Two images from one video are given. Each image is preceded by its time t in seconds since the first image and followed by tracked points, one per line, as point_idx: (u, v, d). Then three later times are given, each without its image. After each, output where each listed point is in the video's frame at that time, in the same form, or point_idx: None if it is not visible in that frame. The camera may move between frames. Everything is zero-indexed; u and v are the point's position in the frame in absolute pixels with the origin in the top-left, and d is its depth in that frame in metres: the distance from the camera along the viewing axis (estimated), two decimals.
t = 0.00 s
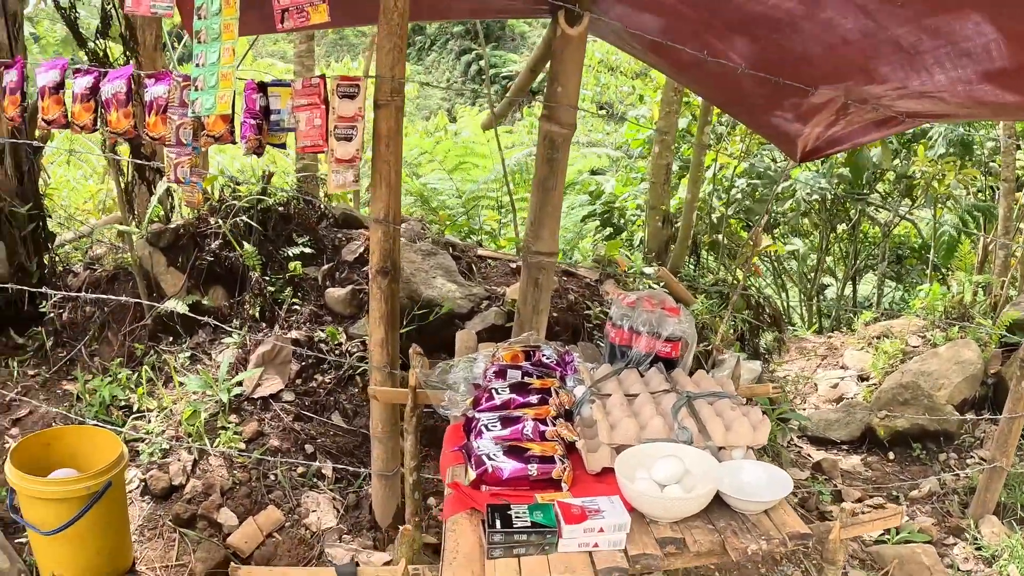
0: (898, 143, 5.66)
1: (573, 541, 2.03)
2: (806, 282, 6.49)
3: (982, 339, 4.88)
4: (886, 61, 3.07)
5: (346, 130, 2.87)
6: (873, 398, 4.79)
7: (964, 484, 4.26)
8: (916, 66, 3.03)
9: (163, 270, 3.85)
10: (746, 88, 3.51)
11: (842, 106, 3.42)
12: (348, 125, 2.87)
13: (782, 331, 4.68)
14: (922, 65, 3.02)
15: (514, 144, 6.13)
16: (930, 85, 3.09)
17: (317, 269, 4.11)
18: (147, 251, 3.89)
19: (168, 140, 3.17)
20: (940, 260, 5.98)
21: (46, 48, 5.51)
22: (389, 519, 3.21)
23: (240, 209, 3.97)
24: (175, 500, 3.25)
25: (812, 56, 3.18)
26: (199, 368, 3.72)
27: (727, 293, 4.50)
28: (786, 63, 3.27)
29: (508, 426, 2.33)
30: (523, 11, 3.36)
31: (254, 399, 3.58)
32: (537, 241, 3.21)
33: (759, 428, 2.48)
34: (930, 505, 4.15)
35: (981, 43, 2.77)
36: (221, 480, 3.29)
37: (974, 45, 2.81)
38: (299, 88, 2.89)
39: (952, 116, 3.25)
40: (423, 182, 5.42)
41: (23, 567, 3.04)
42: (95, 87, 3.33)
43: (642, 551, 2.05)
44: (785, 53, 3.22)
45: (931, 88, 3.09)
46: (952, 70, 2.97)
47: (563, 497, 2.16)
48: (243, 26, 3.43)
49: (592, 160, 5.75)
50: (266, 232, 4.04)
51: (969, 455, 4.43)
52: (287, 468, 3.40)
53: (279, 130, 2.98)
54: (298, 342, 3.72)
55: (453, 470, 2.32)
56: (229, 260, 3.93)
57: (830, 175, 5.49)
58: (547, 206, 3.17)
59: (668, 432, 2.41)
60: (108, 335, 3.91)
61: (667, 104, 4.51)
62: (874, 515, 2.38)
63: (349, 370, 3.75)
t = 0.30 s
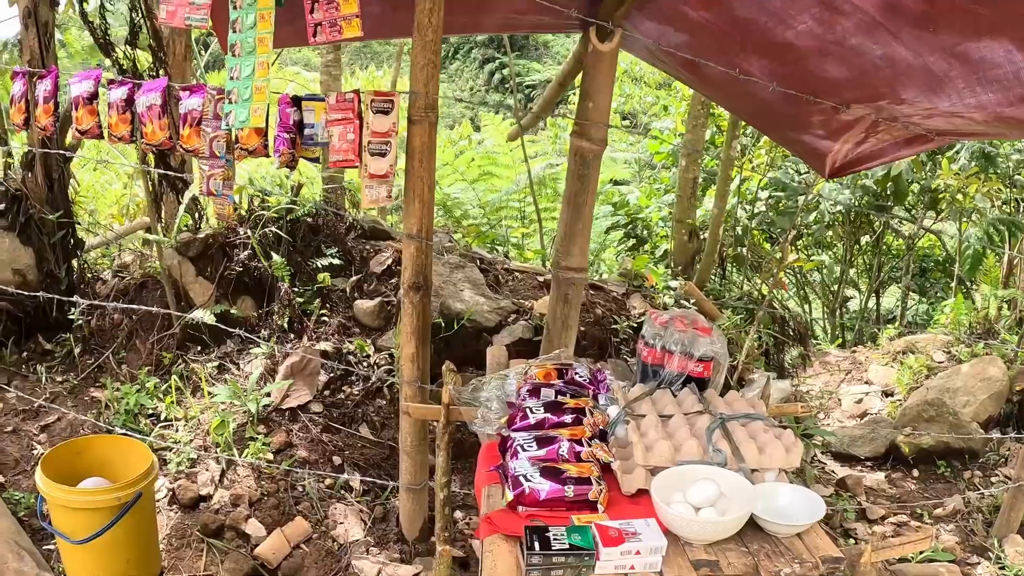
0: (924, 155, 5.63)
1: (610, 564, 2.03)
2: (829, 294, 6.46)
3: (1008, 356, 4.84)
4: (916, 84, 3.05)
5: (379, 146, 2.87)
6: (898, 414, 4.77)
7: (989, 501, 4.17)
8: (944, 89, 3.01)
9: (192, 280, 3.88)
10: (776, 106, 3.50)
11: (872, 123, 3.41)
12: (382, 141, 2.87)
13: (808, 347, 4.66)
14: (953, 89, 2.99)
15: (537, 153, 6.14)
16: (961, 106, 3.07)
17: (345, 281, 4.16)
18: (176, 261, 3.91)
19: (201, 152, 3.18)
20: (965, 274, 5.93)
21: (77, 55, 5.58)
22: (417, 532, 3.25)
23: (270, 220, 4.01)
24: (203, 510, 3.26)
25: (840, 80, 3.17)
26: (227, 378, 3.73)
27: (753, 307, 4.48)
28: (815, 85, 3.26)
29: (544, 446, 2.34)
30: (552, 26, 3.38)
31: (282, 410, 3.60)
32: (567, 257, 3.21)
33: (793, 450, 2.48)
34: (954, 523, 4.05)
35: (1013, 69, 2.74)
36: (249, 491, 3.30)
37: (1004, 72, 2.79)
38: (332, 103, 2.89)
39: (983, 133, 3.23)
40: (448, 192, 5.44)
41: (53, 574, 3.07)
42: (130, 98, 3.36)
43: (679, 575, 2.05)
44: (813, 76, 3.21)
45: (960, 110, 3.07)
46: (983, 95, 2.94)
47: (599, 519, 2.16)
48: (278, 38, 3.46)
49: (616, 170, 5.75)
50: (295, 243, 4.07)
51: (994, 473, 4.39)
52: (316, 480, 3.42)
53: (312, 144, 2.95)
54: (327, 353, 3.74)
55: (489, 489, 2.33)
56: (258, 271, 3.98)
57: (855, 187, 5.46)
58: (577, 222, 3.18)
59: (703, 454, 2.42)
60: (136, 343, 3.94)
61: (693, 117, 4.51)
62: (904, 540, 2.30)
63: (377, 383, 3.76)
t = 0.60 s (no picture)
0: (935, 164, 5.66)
1: None
2: (840, 303, 6.46)
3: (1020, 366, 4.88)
4: (932, 102, 3.07)
5: (403, 163, 2.90)
6: (910, 425, 4.80)
7: (1000, 514, 4.16)
8: (961, 106, 3.02)
9: (211, 291, 3.92)
10: (794, 122, 3.52)
11: (889, 139, 3.43)
12: (406, 158, 2.90)
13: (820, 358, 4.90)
14: (970, 107, 3.01)
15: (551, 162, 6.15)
16: (978, 123, 3.09)
17: (363, 292, 4.21)
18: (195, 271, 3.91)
19: (224, 167, 3.17)
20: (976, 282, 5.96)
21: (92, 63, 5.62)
22: (435, 543, 3.25)
23: (288, 231, 4.09)
24: (224, 521, 3.28)
25: (857, 99, 3.19)
26: (246, 389, 3.78)
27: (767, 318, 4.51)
28: (833, 104, 3.27)
29: (572, 465, 2.37)
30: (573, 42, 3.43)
31: (302, 421, 3.64)
32: (586, 272, 3.25)
33: (814, 469, 2.51)
34: (965, 534, 4.04)
35: None
36: (271, 502, 3.34)
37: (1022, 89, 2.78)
38: (356, 119, 2.89)
39: (999, 150, 3.25)
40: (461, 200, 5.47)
41: None
42: (152, 112, 3.36)
43: None
44: (831, 95, 3.23)
45: (977, 126, 3.07)
46: (1001, 112, 2.95)
47: (627, 538, 2.18)
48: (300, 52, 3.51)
49: (628, 179, 5.78)
50: (313, 254, 4.16)
51: (1007, 485, 4.40)
52: (336, 491, 3.47)
53: (336, 160, 2.98)
54: (346, 366, 3.82)
55: (517, 508, 2.37)
56: (277, 283, 4.05)
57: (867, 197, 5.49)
58: (597, 238, 3.21)
59: (726, 473, 2.45)
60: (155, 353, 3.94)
61: (708, 129, 4.54)
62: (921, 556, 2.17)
63: (396, 395, 3.83)
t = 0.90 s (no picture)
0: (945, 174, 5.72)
1: None
2: (850, 310, 6.41)
3: None
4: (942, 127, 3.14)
5: (425, 186, 2.99)
6: (920, 437, 4.89)
7: (1008, 526, 4.24)
8: (972, 131, 3.11)
9: (230, 306, 4.02)
10: (805, 141, 3.57)
11: (899, 160, 3.44)
12: (428, 181, 2.98)
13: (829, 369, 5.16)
14: (979, 132, 3.08)
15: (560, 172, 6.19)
16: (984, 148, 3.10)
17: (380, 306, 4.33)
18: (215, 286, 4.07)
19: (248, 188, 3.26)
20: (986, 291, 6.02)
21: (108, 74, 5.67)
22: (452, 557, 3.33)
23: (306, 246, 4.21)
24: (246, 534, 3.35)
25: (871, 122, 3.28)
26: (266, 403, 3.92)
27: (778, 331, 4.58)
28: (846, 126, 3.33)
29: (592, 486, 2.43)
30: (591, 63, 3.56)
31: (321, 435, 3.74)
32: (602, 290, 3.31)
33: (825, 491, 2.56)
34: (972, 547, 4.11)
35: None
36: (292, 516, 3.43)
37: None
38: (379, 143, 2.96)
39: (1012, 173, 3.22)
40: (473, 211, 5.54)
41: None
42: (176, 133, 3.43)
43: None
44: (844, 118, 3.30)
45: (987, 152, 3.09)
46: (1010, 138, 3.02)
47: (647, 559, 2.25)
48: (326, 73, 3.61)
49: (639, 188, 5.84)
50: (331, 269, 4.28)
51: (1014, 497, 4.48)
52: (356, 505, 3.55)
53: (359, 183, 3.04)
54: (364, 382, 3.88)
55: (540, 527, 2.45)
56: (295, 297, 4.17)
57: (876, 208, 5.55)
58: (613, 257, 3.28)
59: (741, 494, 2.52)
60: (175, 367, 4.05)
61: (720, 142, 4.60)
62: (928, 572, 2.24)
63: (413, 410, 3.91)
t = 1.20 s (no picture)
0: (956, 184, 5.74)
1: None
2: (861, 319, 6.44)
3: None
4: (954, 146, 3.19)
5: (446, 205, 3.04)
6: (931, 448, 4.95)
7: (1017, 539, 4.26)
8: (984, 153, 3.14)
9: (249, 317, 4.21)
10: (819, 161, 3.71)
11: (911, 177, 3.60)
12: (448, 200, 3.03)
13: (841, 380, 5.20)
14: (991, 152, 3.13)
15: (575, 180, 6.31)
16: (993, 167, 3.23)
17: (397, 317, 4.50)
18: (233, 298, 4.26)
19: (270, 205, 3.32)
20: (998, 300, 6.06)
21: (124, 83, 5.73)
22: (469, 565, 3.37)
23: (324, 259, 4.39)
24: (264, 545, 3.44)
25: (885, 141, 3.34)
26: (285, 414, 4.07)
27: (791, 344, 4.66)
28: (859, 146, 3.45)
29: (612, 502, 2.48)
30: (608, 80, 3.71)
31: (339, 446, 3.85)
32: (618, 305, 3.36)
33: (838, 507, 2.61)
34: (982, 558, 4.14)
35: None
36: (310, 527, 3.51)
37: None
38: (400, 161, 3.01)
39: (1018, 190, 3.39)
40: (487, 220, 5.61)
41: None
42: (198, 149, 3.49)
43: None
44: (857, 136, 3.36)
45: (998, 171, 3.23)
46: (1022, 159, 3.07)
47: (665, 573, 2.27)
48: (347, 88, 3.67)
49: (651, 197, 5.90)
50: (348, 282, 4.45)
51: None
52: (373, 517, 3.62)
53: (380, 201, 3.09)
54: (381, 395, 4.01)
55: (561, 542, 2.50)
56: (312, 310, 4.30)
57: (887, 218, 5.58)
58: (629, 273, 3.32)
59: (756, 511, 2.56)
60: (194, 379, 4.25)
61: (732, 155, 4.65)
62: None
63: (430, 422, 4.00)
